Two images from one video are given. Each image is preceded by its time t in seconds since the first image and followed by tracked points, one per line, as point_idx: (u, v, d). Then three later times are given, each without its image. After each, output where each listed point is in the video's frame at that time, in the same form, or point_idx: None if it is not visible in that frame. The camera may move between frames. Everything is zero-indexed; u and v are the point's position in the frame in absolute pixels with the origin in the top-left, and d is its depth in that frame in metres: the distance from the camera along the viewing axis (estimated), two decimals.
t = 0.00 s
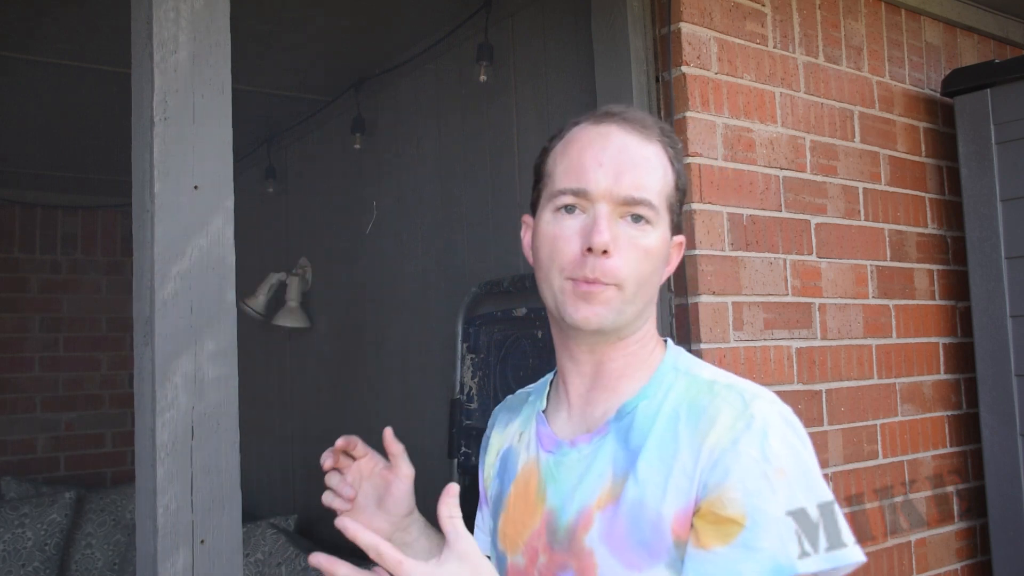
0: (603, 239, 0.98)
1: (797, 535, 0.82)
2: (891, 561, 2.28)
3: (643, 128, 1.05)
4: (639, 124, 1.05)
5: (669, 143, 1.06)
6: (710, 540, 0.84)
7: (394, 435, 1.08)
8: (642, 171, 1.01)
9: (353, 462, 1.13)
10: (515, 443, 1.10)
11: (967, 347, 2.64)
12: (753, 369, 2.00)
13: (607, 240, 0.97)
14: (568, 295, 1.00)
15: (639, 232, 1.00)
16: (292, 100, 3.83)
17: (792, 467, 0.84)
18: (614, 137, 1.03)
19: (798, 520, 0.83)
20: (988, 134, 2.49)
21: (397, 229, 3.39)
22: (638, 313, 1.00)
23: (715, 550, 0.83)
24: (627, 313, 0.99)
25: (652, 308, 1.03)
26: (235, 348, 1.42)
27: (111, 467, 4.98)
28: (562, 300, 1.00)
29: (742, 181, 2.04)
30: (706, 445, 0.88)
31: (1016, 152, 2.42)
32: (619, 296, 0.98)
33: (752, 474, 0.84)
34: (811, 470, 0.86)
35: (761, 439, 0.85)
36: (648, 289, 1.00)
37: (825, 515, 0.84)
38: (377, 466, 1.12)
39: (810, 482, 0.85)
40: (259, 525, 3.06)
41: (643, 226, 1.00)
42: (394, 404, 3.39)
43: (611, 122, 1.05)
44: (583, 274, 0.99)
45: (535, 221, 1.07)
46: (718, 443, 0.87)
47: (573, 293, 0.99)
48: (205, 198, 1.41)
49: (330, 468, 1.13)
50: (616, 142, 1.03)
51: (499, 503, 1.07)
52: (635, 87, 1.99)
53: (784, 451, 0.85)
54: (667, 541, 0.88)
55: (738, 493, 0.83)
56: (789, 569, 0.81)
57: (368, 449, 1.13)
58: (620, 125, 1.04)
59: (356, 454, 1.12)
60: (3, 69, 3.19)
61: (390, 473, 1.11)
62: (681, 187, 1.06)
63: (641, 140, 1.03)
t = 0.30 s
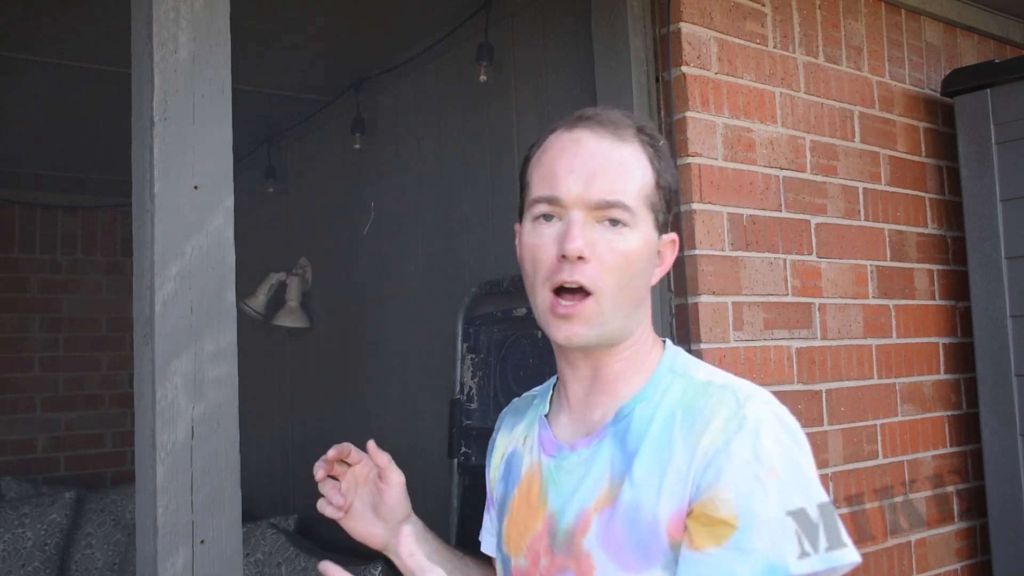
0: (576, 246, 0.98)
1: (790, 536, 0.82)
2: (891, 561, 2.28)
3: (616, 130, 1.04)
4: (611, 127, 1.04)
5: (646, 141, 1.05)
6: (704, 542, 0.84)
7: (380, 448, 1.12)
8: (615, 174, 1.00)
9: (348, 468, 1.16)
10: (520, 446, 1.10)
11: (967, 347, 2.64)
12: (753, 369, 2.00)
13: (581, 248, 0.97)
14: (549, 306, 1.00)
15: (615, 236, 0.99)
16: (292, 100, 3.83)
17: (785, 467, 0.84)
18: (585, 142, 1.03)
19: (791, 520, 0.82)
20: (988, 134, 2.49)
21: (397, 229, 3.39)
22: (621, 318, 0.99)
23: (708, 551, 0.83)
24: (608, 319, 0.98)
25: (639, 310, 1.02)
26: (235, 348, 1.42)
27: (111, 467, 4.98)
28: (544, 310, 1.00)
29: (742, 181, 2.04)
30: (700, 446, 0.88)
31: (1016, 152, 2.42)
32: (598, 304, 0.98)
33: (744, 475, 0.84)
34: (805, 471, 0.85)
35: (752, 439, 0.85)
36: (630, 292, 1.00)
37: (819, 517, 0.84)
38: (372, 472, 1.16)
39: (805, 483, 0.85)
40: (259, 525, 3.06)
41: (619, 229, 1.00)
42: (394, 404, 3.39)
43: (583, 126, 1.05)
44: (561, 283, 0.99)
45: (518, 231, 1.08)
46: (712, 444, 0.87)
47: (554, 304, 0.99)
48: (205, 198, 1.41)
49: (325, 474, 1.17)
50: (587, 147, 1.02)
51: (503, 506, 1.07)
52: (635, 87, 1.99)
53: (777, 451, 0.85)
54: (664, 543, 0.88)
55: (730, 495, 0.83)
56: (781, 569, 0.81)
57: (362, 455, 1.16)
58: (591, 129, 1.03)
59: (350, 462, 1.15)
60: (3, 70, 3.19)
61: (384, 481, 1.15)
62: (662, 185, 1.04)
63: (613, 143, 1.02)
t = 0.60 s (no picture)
0: (521, 233, 1.02)
1: (665, 505, 0.79)
2: (892, 561, 2.28)
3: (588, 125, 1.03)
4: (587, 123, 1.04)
5: (625, 134, 1.01)
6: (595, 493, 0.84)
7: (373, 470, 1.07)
8: (567, 167, 1.01)
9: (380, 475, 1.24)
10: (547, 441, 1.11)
11: (967, 347, 2.64)
12: (753, 370, 2.00)
13: (521, 235, 1.02)
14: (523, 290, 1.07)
15: (559, 226, 1.00)
16: (292, 100, 3.83)
17: (700, 445, 0.82)
18: (557, 142, 1.05)
19: (675, 490, 0.80)
20: (988, 134, 2.49)
21: (397, 229, 3.39)
22: (568, 305, 1.01)
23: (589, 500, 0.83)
24: (552, 304, 1.01)
25: (595, 301, 1.00)
26: (235, 348, 1.42)
27: (111, 467, 4.98)
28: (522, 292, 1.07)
29: (742, 181, 2.04)
30: (646, 420, 0.88)
31: (1016, 152, 2.42)
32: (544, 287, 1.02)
33: (656, 440, 0.83)
34: (724, 462, 0.82)
35: (682, 416, 0.84)
36: (576, 281, 1.00)
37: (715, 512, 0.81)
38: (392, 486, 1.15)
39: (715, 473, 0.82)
40: (259, 525, 3.06)
41: (565, 219, 1.00)
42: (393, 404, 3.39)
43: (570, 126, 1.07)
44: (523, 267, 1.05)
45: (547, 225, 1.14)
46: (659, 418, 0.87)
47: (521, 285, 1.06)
48: (204, 198, 1.41)
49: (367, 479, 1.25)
50: (557, 145, 1.05)
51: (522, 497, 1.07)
52: (635, 87, 1.99)
53: (699, 430, 0.83)
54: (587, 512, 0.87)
55: (640, 454, 0.83)
56: (629, 524, 0.78)
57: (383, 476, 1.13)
58: (572, 127, 1.05)
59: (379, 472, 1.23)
60: (3, 69, 3.19)
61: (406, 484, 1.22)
62: (629, 178, 0.98)
63: (576, 139, 1.03)
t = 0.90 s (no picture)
0: (569, 229, 1.01)
1: (660, 487, 0.80)
2: (891, 561, 2.28)
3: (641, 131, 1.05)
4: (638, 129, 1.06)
5: (676, 144, 1.04)
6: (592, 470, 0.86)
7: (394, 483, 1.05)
8: (621, 168, 1.02)
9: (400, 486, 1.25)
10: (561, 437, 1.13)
11: (967, 347, 2.64)
12: (753, 369, 2.00)
13: (570, 230, 1.01)
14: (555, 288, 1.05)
15: (611, 224, 1.00)
16: (292, 100, 3.83)
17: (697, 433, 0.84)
18: (606, 142, 1.06)
19: (669, 474, 0.81)
20: (988, 134, 2.49)
21: (397, 229, 3.39)
22: (614, 302, 1.00)
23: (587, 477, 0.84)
24: (597, 300, 1.00)
25: (640, 303, 1.01)
26: (235, 349, 1.42)
27: (111, 467, 4.98)
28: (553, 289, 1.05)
29: (741, 181, 2.04)
30: (649, 411, 0.91)
31: (1016, 152, 2.42)
32: (589, 284, 1.00)
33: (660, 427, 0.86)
34: (719, 452, 0.84)
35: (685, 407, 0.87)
36: (624, 279, 0.99)
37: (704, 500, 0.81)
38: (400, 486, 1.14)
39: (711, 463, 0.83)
40: (259, 525, 3.06)
41: (619, 218, 1.00)
42: (393, 404, 3.39)
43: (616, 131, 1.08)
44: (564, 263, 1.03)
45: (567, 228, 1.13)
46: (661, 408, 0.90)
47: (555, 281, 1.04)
48: (204, 199, 1.41)
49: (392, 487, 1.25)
50: (606, 145, 1.05)
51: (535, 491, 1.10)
52: (635, 87, 1.99)
53: (700, 419, 0.85)
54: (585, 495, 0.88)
55: (640, 439, 0.85)
56: (623, 504, 0.79)
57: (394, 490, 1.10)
58: (618, 131, 1.07)
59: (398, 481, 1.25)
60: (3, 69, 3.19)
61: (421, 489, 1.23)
62: (683, 186, 1.01)
63: (629, 142, 1.04)
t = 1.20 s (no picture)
0: (616, 239, 0.98)
1: (765, 526, 0.81)
2: (891, 561, 2.28)
3: (665, 136, 1.04)
4: (658, 132, 1.04)
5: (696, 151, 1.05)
6: (678, 513, 0.84)
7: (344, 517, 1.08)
8: (661, 176, 1.00)
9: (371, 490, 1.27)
10: (546, 441, 1.10)
11: (967, 347, 2.64)
12: (753, 369, 2.00)
13: (615, 241, 0.97)
14: (581, 296, 1.00)
15: (653, 235, 0.99)
16: (292, 100, 3.83)
17: (775, 459, 0.84)
18: (634, 145, 1.03)
19: (769, 511, 0.82)
20: (988, 134, 2.49)
21: (397, 229, 3.39)
22: (654, 313, 0.99)
23: (679, 523, 0.84)
24: (640, 312, 0.98)
25: (669, 312, 1.01)
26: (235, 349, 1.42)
27: (111, 467, 4.99)
28: (580, 299, 1.01)
29: (741, 181, 2.04)
30: (699, 434, 0.88)
31: (1016, 152, 2.42)
32: (633, 296, 0.98)
33: (734, 460, 0.84)
34: (794, 469, 0.85)
35: (749, 430, 0.85)
36: (663, 289, 0.99)
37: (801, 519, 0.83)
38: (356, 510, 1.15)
39: (794, 485, 0.84)
40: (259, 525, 3.06)
41: (660, 229, 1.00)
42: (394, 404, 3.39)
43: (633, 131, 1.05)
44: (598, 274, 0.99)
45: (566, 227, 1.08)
46: (711, 431, 0.88)
47: (588, 291, 1.00)
48: (204, 198, 1.41)
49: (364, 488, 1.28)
50: (636, 149, 1.02)
51: (524, 497, 1.06)
52: (635, 87, 1.99)
53: (770, 442, 0.85)
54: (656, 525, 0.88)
55: (717, 476, 0.84)
56: (742, 554, 0.80)
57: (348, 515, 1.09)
58: (642, 133, 1.04)
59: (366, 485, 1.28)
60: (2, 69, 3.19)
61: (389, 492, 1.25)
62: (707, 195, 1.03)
63: (659, 147, 1.02)
